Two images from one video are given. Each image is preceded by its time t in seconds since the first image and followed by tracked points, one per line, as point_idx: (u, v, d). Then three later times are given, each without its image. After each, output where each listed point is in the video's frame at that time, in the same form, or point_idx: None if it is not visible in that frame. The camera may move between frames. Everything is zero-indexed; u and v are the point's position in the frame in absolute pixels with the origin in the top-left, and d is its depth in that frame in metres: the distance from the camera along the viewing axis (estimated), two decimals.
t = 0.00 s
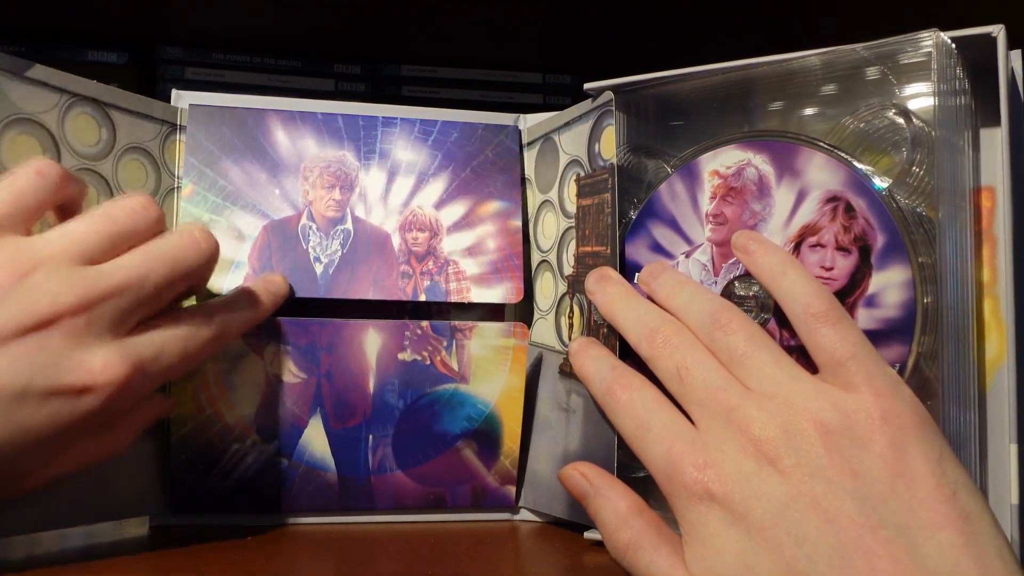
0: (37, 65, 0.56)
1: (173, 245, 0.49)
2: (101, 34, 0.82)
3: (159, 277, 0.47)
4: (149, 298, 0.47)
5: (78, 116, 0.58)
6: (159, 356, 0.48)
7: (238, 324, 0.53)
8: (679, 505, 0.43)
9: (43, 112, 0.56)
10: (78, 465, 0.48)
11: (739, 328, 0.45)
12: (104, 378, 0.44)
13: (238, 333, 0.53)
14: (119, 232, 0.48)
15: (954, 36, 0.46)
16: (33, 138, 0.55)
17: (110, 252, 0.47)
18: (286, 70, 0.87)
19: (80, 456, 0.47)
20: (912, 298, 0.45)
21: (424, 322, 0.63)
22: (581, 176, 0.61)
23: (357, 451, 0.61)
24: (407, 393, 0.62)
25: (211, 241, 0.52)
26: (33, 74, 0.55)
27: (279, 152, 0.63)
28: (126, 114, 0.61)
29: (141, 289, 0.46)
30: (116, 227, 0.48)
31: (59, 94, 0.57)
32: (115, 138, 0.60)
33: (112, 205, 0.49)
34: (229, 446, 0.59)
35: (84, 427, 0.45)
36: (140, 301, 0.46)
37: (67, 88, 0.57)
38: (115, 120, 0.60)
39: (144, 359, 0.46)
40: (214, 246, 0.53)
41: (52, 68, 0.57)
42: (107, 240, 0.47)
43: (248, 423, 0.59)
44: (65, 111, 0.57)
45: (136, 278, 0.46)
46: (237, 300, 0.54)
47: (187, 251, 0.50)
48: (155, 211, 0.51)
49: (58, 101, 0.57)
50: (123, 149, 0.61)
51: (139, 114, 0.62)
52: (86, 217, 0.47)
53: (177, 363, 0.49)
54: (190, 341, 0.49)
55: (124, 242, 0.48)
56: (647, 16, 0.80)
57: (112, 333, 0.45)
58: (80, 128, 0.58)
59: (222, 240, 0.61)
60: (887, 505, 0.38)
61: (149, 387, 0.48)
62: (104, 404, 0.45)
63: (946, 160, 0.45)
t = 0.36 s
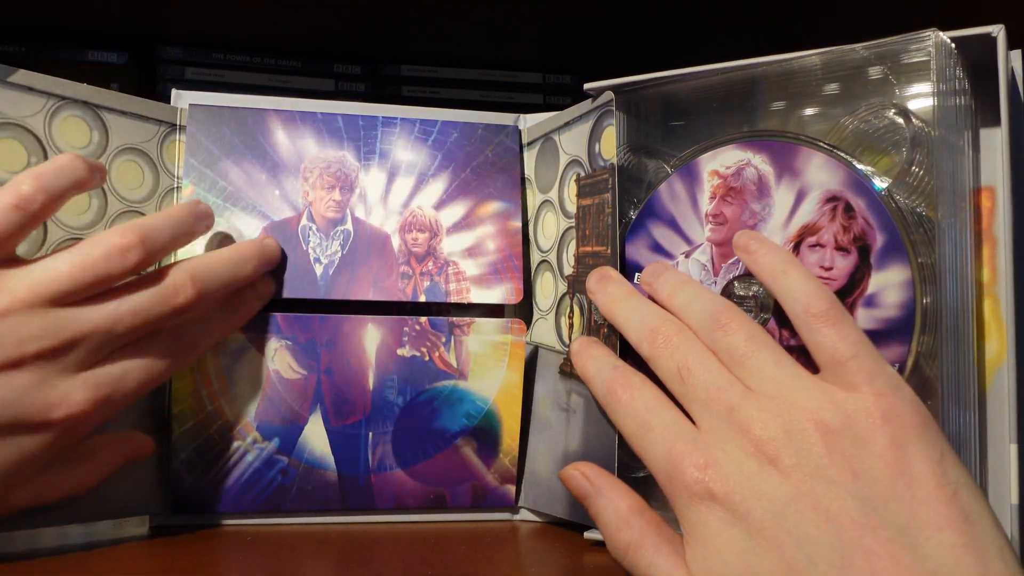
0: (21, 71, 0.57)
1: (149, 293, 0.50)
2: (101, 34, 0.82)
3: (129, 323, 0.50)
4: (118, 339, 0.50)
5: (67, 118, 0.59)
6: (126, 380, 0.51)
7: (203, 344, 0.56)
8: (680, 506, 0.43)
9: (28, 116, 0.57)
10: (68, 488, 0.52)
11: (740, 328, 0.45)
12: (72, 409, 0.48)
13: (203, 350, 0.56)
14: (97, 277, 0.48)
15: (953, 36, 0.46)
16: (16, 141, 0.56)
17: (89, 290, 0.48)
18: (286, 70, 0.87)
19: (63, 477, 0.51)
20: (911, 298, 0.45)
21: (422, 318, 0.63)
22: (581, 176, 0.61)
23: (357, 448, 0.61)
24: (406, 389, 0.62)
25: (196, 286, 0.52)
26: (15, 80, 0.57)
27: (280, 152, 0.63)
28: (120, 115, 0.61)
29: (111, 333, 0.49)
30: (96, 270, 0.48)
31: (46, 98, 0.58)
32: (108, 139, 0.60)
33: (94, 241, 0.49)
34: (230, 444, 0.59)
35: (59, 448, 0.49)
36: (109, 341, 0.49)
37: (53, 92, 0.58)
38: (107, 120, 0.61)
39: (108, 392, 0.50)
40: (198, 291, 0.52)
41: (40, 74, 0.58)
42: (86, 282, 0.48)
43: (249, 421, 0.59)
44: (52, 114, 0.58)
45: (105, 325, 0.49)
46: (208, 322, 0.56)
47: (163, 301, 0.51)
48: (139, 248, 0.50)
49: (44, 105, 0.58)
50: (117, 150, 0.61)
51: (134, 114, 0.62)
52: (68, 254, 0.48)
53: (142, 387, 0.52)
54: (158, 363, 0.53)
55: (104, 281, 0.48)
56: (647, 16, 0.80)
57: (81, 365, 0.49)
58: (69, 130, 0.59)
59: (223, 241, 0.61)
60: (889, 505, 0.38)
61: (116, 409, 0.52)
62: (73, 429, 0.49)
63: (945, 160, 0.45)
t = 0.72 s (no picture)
0: (18, 74, 0.58)
1: (115, 307, 0.53)
2: (101, 34, 0.82)
3: (100, 333, 0.53)
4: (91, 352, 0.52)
5: (64, 119, 0.59)
6: (89, 402, 0.52)
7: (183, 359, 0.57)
8: (684, 504, 0.43)
9: (24, 118, 0.58)
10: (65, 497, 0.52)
11: (744, 327, 0.45)
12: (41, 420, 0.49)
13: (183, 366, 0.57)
14: (64, 289, 0.52)
15: (954, 36, 0.46)
16: (12, 143, 0.57)
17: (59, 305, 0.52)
18: (287, 70, 0.87)
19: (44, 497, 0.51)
20: (911, 298, 0.45)
21: (420, 311, 0.63)
22: (581, 176, 0.61)
23: (357, 445, 0.61)
24: (405, 384, 0.62)
25: (158, 302, 0.55)
26: (12, 83, 0.57)
27: (280, 154, 0.63)
28: (118, 115, 0.61)
29: (80, 344, 0.51)
30: (63, 283, 0.52)
31: (42, 99, 0.58)
32: (105, 140, 0.60)
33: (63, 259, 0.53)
34: (231, 440, 0.59)
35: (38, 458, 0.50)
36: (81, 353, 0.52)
37: (49, 93, 0.58)
38: (106, 121, 0.61)
39: (81, 404, 0.51)
40: (160, 305, 0.55)
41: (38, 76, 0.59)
42: (55, 295, 0.51)
43: (251, 416, 0.59)
44: (49, 115, 0.58)
45: (76, 337, 0.51)
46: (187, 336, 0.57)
47: (128, 314, 0.54)
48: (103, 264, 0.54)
49: (41, 106, 0.58)
50: (114, 150, 0.61)
51: (132, 114, 0.62)
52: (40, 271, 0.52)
53: (117, 403, 0.53)
54: (123, 384, 0.53)
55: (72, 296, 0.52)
56: (647, 15, 0.80)
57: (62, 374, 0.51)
58: (66, 131, 0.59)
59: (225, 244, 0.61)
60: (892, 506, 0.38)
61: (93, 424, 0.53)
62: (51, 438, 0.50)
63: (945, 160, 0.45)
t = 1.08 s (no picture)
0: (20, 77, 0.58)
1: (87, 315, 0.53)
2: (101, 34, 0.82)
3: (68, 341, 0.52)
4: (59, 360, 0.52)
5: (65, 122, 0.59)
6: (69, 405, 0.51)
7: (160, 372, 0.56)
8: (686, 508, 0.43)
9: (26, 121, 0.57)
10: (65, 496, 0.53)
11: (746, 331, 0.45)
12: (23, 418, 0.49)
13: (160, 380, 0.56)
14: (30, 298, 0.52)
15: (954, 36, 0.46)
16: (14, 146, 0.57)
17: (25, 313, 0.52)
18: (286, 70, 0.87)
19: (35, 502, 0.51)
20: (911, 298, 0.45)
21: (419, 311, 0.63)
22: (581, 176, 0.61)
23: (357, 445, 0.61)
24: (405, 383, 0.62)
25: (136, 310, 0.55)
26: (14, 86, 0.57)
27: (280, 156, 0.63)
28: (119, 118, 0.61)
29: (54, 346, 0.52)
30: (30, 292, 0.52)
31: (44, 102, 0.58)
32: (106, 142, 0.60)
33: (30, 267, 0.53)
34: (232, 439, 0.59)
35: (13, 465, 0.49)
36: (50, 360, 0.52)
37: (51, 97, 0.58)
38: (107, 124, 0.61)
39: (51, 412, 0.50)
40: (136, 315, 0.55)
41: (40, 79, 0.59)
42: (22, 305, 0.52)
43: (253, 415, 0.59)
44: (51, 119, 0.58)
45: (43, 343, 0.51)
46: (165, 350, 0.56)
47: (101, 322, 0.53)
48: (71, 274, 0.54)
49: (43, 109, 0.58)
50: (115, 153, 0.61)
51: (134, 117, 0.62)
52: (7, 278, 0.52)
53: (89, 413, 0.52)
54: (107, 389, 0.53)
55: (39, 306, 0.53)
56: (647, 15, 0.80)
57: (30, 381, 0.50)
58: (67, 134, 0.59)
59: (225, 246, 0.61)
60: (895, 509, 0.38)
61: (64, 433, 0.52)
62: (24, 446, 0.49)
63: (945, 160, 0.45)
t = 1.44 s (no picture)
0: (20, 77, 0.58)
1: (78, 315, 0.53)
2: (101, 34, 0.82)
3: (60, 341, 0.52)
4: (50, 360, 0.52)
5: (65, 122, 0.59)
6: (63, 406, 0.52)
7: (153, 373, 0.55)
8: (685, 509, 0.43)
9: (26, 121, 0.58)
10: (62, 496, 0.53)
11: (745, 332, 0.45)
12: (15, 417, 0.49)
13: (154, 383, 0.56)
14: (21, 298, 0.52)
15: (953, 36, 0.46)
16: (15, 146, 0.57)
17: (16, 314, 0.52)
18: (287, 70, 0.87)
19: (31, 502, 0.51)
20: (911, 298, 0.45)
21: (419, 311, 0.63)
22: (581, 176, 0.61)
23: (356, 445, 0.61)
24: (405, 383, 0.62)
25: (127, 309, 0.55)
26: (14, 86, 0.57)
27: (280, 156, 0.63)
28: (119, 118, 0.61)
29: (44, 346, 0.52)
30: (21, 293, 0.52)
31: (44, 102, 0.58)
32: (106, 142, 0.60)
33: (21, 268, 0.53)
34: (232, 439, 0.59)
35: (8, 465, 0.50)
36: (41, 361, 0.52)
37: (51, 96, 0.58)
38: (107, 124, 0.61)
39: (43, 412, 0.51)
40: (128, 314, 0.55)
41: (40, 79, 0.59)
42: (13, 306, 0.52)
43: (252, 415, 0.59)
44: (51, 119, 0.58)
45: (34, 343, 0.51)
46: (157, 350, 0.56)
47: (92, 321, 0.53)
48: (61, 274, 0.54)
49: (43, 109, 0.58)
50: (115, 153, 0.61)
51: (134, 117, 0.62)
52: None
53: (82, 414, 0.52)
54: (100, 390, 0.53)
55: (30, 307, 0.53)
56: (647, 15, 0.80)
57: (22, 381, 0.51)
58: (68, 134, 0.59)
59: (225, 246, 0.61)
60: (894, 510, 0.38)
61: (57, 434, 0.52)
62: (17, 445, 0.50)
63: (944, 160, 0.45)
